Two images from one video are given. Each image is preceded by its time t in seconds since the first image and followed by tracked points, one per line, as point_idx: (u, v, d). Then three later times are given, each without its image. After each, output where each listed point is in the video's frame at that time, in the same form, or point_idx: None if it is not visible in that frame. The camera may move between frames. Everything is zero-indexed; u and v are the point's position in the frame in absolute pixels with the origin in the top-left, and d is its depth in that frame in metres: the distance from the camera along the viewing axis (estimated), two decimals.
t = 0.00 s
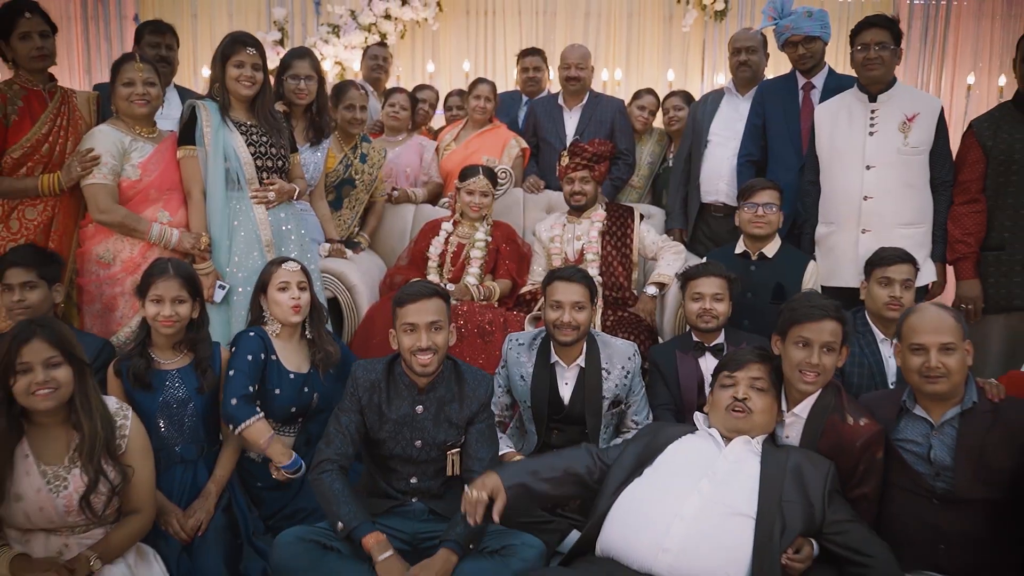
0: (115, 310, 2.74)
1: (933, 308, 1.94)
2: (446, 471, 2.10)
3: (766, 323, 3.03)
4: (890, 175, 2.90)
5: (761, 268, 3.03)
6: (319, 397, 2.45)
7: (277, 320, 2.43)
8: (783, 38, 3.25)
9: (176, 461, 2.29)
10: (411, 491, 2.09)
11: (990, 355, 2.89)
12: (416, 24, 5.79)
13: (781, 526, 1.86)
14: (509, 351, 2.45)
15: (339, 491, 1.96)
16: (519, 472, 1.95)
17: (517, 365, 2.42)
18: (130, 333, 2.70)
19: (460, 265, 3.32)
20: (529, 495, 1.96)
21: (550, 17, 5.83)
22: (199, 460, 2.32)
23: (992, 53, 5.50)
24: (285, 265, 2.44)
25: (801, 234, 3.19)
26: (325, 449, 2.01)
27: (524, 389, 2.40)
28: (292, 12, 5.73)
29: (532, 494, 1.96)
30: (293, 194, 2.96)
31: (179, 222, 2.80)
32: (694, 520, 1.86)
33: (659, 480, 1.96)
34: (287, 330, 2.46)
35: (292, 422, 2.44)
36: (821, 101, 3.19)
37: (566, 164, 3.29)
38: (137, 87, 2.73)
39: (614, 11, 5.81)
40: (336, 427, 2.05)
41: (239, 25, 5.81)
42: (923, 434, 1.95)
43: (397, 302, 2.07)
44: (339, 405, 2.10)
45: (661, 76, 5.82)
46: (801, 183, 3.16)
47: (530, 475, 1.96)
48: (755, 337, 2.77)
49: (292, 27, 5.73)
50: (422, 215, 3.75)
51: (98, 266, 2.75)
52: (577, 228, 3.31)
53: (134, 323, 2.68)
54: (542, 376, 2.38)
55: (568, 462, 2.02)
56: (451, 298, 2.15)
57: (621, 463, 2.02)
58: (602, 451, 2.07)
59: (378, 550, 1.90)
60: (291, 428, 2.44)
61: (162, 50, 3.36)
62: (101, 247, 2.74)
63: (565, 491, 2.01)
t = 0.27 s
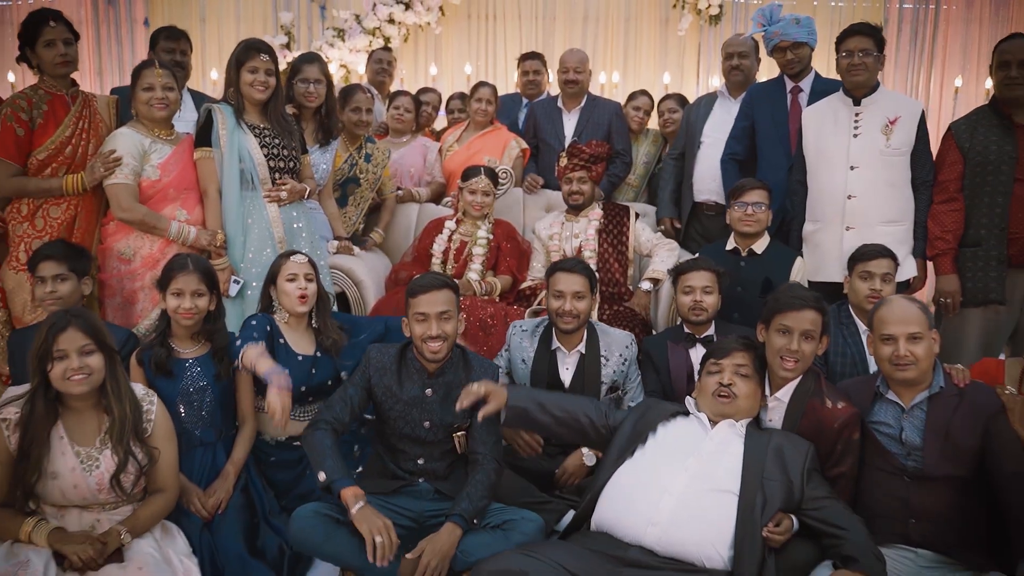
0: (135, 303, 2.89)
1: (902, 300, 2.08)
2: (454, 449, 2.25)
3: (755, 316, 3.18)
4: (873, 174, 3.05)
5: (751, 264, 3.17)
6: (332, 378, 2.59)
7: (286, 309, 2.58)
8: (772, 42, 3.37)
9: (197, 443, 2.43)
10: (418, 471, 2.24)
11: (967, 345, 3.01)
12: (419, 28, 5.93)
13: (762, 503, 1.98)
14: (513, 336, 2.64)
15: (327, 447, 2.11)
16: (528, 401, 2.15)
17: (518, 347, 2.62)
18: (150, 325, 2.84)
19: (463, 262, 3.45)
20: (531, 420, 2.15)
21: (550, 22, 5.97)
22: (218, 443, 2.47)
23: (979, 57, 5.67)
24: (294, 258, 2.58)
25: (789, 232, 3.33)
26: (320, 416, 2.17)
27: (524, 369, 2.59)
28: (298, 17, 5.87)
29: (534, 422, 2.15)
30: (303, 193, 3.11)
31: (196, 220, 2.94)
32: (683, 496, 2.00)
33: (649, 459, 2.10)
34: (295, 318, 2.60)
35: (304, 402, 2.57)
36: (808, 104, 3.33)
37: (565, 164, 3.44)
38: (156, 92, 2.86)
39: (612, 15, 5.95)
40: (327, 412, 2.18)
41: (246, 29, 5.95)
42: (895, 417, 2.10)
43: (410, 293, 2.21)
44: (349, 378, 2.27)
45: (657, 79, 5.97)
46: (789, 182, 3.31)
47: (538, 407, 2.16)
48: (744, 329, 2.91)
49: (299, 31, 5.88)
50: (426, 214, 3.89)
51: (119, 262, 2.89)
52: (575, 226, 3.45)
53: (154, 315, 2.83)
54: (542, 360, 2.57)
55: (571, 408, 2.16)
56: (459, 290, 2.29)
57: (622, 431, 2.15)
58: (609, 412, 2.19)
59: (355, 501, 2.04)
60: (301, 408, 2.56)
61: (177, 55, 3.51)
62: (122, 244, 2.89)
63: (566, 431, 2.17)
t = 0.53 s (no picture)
0: (149, 299, 3.00)
1: (876, 295, 2.21)
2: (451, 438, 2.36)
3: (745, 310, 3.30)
4: (857, 175, 3.16)
5: (742, 261, 3.29)
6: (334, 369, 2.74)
7: (291, 303, 2.70)
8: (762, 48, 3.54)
9: (209, 431, 2.55)
10: (422, 457, 2.36)
11: (947, 339, 3.14)
12: (419, 32, 6.04)
13: (746, 485, 2.10)
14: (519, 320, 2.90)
15: (314, 398, 2.26)
16: (549, 350, 2.36)
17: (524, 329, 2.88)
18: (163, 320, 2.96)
19: (463, 260, 3.56)
20: (546, 368, 2.36)
21: (548, 25, 6.09)
22: (229, 431, 2.58)
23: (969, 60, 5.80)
24: (298, 254, 2.70)
25: (777, 228, 3.45)
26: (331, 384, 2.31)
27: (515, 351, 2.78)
28: (302, 20, 5.99)
29: (548, 371, 2.36)
30: (310, 194, 3.23)
31: (206, 218, 3.06)
32: (672, 477, 2.12)
33: (640, 445, 2.22)
34: (299, 312, 2.73)
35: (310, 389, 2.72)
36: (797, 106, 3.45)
37: (564, 165, 3.56)
38: (170, 96, 2.98)
39: (609, 18, 6.07)
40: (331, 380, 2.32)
41: (251, 32, 6.07)
42: (872, 405, 2.21)
43: (416, 285, 2.33)
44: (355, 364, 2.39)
45: (653, 81, 6.09)
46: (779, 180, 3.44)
47: (556, 359, 2.36)
48: (734, 322, 3.02)
49: (302, 35, 6.00)
50: (428, 213, 4.03)
51: (134, 259, 3.00)
52: (572, 224, 3.57)
53: (167, 310, 2.94)
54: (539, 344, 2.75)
55: (584, 370, 2.35)
56: (463, 283, 2.41)
57: (622, 405, 2.29)
58: (614, 387, 2.34)
59: (321, 446, 2.17)
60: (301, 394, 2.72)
61: (187, 60, 3.63)
62: (136, 242, 2.99)
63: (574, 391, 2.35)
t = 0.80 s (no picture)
0: (164, 293, 3.13)
1: (852, 287, 2.34)
2: (453, 420, 2.50)
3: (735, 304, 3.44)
4: (842, 173, 3.31)
5: (732, 256, 3.43)
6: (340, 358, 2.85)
7: (297, 296, 2.85)
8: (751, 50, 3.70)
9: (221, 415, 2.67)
10: (424, 441, 2.50)
11: (928, 330, 3.29)
12: (421, 35, 6.19)
13: (730, 465, 2.24)
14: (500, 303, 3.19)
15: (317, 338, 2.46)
16: (574, 314, 2.51)
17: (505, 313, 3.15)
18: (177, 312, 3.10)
19: (464, 256, 3.69)
20: (567, 331, 2.50)
21: (546, 29, 6.23)
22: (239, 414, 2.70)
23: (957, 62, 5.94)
24: (306, 250, 2.85)
25: (766, 225, 3.59)
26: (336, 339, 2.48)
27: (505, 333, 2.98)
28: (306, 24, 6.14)
29: (569, 336, 2.50)
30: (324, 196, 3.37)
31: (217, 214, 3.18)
32: (660, 457, 2.25)
33: (630, 427, 2.36)
34: (305, 304, 2.88)
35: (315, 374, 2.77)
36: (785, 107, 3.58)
37: (560, 165, 3.69)
38: (184, 98, 3.12)
39: (605, 21, 6.22)
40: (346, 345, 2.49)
41: (256, 36, 6.22)
42: (847, 390, 2.35)
43: (419, 275, 2.47)
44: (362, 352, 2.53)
45: (648, 84, 6.24)
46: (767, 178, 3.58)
47: (577, 327, 2.50)
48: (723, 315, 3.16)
49: (307, 39, 6.15)
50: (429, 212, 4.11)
51: (149, 254, 3.13)
52: (569, 222, 3.71)
53: (181, 303, 3.08)
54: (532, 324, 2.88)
55: (599, 343, 2.50)
56: (463, 273, 2.55)
57: (624, 381, 2.43)
58: (619, 366, 2.47)
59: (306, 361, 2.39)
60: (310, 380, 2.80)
61: (197, 64, 3.77)
62: (152, 237, 3.13)
63: (584, 361, 2.50)
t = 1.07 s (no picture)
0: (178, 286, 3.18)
1: (833, 280, 2.48)
2: (457, 402, 2.65)
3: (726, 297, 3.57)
4: (829, 172, 3.45)
5: (725, 251, 3.51)
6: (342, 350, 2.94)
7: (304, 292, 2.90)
8: (741, 54, 3.85)
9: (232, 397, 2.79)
10: (427, 420, 2.66)
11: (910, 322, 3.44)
12: (423, 38, 6.34)
13: (717, 446, 2.37)
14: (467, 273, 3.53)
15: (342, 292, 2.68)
16: (586, 296, 2.65)
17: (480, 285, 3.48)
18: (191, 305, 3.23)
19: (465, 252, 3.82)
20: (575, 309, 2.65)
21: (545, 32, 6.38)
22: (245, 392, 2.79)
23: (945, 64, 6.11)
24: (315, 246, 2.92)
25: (757, 221, 3.73)
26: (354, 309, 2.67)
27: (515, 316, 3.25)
28: (311, 27, 6.29)
29: (580, 315, 2.65)
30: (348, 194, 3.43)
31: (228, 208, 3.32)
32: (651, 439, 2.38)
33: (623, 411, 2.49)
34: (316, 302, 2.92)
35: (317, 359, 2.94)
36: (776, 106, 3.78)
37: (557, 165, 3.82)
38: (198, 99, 3.27)
39: (603, 24, 6.37)
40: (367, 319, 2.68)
41: (262, 39, 6.36)
42: (826, 376, 2.49)
43: (422, 265, 2.62)
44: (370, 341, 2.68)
45: (644, 85, 6.39)
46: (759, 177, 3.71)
47: (587, 309, 2.65)
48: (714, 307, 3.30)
49: (311, 42, 6.30)
50: (432, 209, 4.30)
51: (164, 247, 3.21)
52: (566, 220, 3.85)
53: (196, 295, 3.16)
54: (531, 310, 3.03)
55: (603, 327, 2.66)
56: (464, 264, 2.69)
57: (622, 365, 2.60)
58: (622, 351, 2.65)
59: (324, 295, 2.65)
60: (315, 365, 2.94)
61: (208, 67, 3.90)
62: (167, 232, 3.22)
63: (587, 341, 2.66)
